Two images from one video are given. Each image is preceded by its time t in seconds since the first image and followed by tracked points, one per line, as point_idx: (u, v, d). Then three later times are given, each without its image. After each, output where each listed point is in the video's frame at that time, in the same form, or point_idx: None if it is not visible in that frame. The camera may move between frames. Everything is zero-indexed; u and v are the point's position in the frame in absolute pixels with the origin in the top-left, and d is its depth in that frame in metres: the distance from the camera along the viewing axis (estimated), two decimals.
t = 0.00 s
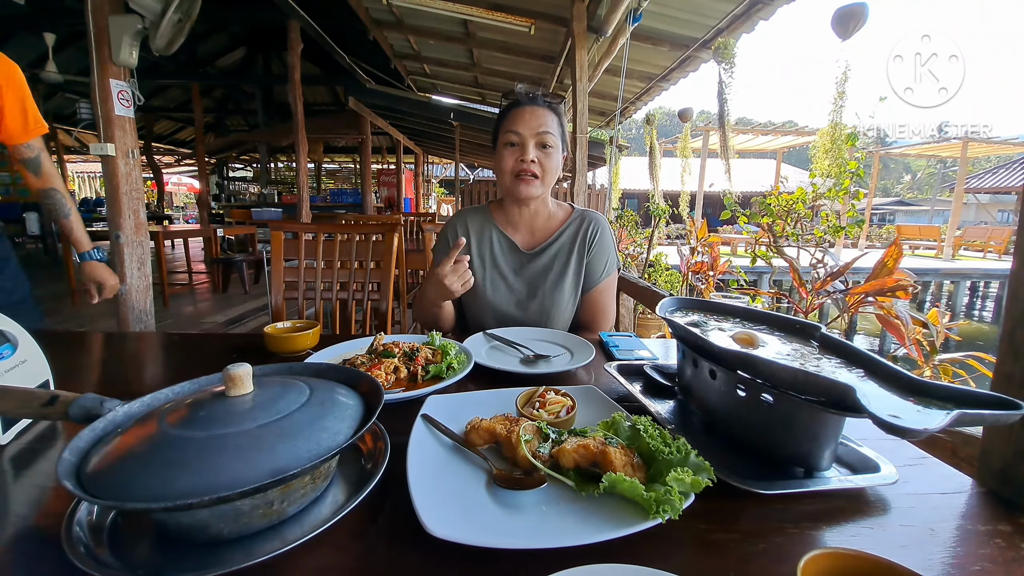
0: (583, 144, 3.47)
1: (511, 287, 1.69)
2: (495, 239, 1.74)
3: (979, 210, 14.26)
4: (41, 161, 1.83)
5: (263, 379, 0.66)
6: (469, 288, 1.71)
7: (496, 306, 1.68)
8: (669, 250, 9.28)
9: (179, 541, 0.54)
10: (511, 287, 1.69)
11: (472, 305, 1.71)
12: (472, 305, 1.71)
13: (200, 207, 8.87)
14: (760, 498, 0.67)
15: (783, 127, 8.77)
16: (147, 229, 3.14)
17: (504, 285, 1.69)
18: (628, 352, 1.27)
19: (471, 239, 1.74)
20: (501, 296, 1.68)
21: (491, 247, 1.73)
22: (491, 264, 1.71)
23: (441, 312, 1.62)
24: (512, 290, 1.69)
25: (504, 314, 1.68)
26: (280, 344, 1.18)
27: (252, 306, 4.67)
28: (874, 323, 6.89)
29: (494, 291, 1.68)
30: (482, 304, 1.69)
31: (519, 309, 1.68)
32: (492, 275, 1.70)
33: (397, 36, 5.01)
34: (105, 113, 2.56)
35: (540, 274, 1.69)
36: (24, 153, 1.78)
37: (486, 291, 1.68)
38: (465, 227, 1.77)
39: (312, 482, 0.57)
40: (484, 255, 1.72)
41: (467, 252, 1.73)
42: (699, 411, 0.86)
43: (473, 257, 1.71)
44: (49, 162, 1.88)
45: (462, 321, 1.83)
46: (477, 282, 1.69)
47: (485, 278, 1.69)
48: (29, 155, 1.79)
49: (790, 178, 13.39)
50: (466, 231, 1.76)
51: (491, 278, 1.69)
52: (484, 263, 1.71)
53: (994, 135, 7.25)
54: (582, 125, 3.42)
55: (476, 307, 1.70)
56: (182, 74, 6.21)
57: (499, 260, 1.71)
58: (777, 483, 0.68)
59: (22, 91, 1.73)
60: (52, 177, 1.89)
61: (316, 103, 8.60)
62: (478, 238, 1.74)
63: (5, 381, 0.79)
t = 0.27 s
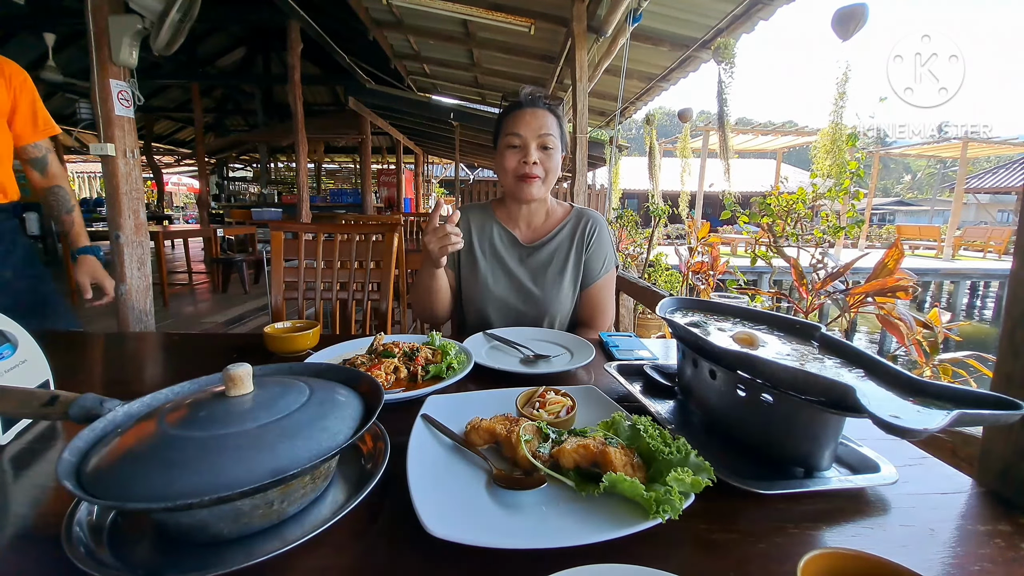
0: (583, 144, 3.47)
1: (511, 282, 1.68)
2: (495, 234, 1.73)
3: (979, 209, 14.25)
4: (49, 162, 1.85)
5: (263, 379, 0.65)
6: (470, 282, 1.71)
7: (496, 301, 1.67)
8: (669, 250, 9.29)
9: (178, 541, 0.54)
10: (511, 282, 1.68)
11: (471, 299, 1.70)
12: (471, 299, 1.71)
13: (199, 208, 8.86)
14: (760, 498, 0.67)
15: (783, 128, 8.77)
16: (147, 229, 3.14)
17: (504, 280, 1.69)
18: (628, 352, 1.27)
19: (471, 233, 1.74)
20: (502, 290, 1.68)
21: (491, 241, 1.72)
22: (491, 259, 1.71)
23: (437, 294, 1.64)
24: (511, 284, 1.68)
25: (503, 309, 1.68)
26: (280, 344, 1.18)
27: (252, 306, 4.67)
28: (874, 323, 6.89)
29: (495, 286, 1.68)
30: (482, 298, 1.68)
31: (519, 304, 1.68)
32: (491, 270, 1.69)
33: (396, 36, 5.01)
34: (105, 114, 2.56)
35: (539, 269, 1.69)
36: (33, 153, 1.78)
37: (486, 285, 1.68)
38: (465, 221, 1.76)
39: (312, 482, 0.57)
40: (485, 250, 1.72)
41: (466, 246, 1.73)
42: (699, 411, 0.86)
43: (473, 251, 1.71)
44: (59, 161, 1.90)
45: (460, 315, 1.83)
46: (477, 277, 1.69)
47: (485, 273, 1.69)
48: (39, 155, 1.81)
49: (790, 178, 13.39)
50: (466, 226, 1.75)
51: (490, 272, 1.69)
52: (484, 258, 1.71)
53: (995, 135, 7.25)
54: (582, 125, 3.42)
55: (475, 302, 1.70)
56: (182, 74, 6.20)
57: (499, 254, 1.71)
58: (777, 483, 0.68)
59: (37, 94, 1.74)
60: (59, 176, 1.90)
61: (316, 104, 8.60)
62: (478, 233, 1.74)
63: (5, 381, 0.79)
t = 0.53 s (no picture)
0: (583, 143, 3.46)
1: (512, 282, 1.68)
2: (495, 236, 1.73)
3: (979, 209, 14.25)
4: (26, 153, 1.76)
5: (263, 380, 0.65)
6: (470, 283, 1.70)
7: (497, 301, 1.67)
8: (669, 250, 9.29)
9: (178, 541, 0.54)
10: (512, 283, 1.68)
11: (472, 299, 1.70)
12: (471, 299, 1.71)
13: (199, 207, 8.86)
14: (759, 498, 0.67)
15: (783, 128, 8.77)
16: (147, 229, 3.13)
17: (505, 280, 1.68)
18: (628, 352, 1.27)
19: (470, 233, 1.74)
20: (502, 290, 1.68)
21: (490, 243, 1.72)
22: (492, 260, 1.70)
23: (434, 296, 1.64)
24: (512, 284, 1.68)
25: (504, 308, 1.68)
26: (280, 344, 1.18)
27: (252, 306, 4.67)
28: (874, 323, 6.89)
29: (496, 285, 1.67)
30: (483, 298, 1.68)
31: (520, 304, 1.68)
32: (490, 269, 1.69)
33: (397, 36, 5.01)
34: (105, 114, 2.56)
35: (538, 269, 1.68)
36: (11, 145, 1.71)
37: (487, 285, 1.68)
38: (464, 222, 1.77)
39: (312, 482, 0.57)
40: (485, 252, 1.72)
41: (465, 246, 1.73)
42: (699, 411, 0.86)
43: (475, 253, 1.71)
44: (37, 158, 1.81)
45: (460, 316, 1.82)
46: (478, 277, 1.69)
47: (484, 272, 1.69)
48: (15, 147, 1.73)
49: (790, 178, 13.40)
50: (465, 228, 1.75)
51: (489, 272, 1.69)
52: (485, 259, 1.70)
53: (995, 135, 7.25)
54: (582, 125, 3.42)
55: (474, 301, 1.70)
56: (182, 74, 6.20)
57: (498, 253, 1.70)
58: (777, 482, 0.68)
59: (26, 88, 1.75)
60: (32, 168, 1.78)
61: (316, 103, 8.60)
62: (478, 235, 1.74)
63: (5, 381, 0.79)
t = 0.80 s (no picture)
0: (583, 144, 3.46)
1: (512, 280, 1.68)
2: (493, 235, 1.73)
3: (979, 209, 14.26)
4: (16, 156, 1.76)
5: (263, 380, 0.65)
6: (471, 282, 1.70)
7: (498, 299, 1.67)
8: (669, 250, 9.29)
9: (178, 541, 0.54)
10: (512, 280, 1.68)
11: (472, 298, 1.70)
12: (472, 298, 1.71)
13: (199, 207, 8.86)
14: (760, 498, 0.67)
15: (783, 128, 8.77)
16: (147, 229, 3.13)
17: (505, 278, 1.68)
18: (629, 352, 1.26)
19: (469, 233, 1.74)
20: (503, 288, 1.68)
21: (489, 242, 1.72)
22: (491, 259, 1.70)
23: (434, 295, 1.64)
24: (512, 282, 1.68)
25: (505, 306, 1.68)
26: (280, 343, 1.18)
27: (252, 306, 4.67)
28: (874, 323, 6.89)
29: (496, 284, 1.67)
30: (483, 297, 1.68)
31: (521, 301, 1.68)
32: (491, 268, 1.69)
33: (397, 36, 5.01)
34: (105, 114, 2.56)
35: (539, 266, 1.68)
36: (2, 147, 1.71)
37: (487, 283, 1.68)
38: (463, 222, 1.77)
39: (312, 482, 0.57)
40: (484, 250, 1.71)
41: (465, 247, 1.73)
42: (698, 411, 0.86)
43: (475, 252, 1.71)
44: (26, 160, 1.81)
45: (461, 315, 1.82)
46: (478, 276, 1.69)
47: (485, 271, 1.69)
48: (5, 149, 1.73)
49: (790, 178, 13.40)
50: (464, 228, 1.75)
51: (490, 271, 1.69)
52: (484, 258, 1.70)
53: (995, 135, 7.25)
54: (582, 125, 3.42)
55: (476, 300, 1.70)
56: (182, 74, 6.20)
57: (498, 252, 1.71)
58: (777, 483, 0.68)
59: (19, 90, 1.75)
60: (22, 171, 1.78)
61: (316, 103, 8.60)
62: (477, 234, 1.74)
63: (5, 381, 0.79)
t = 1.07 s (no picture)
0: (583, 144, 3.46)
1: (509, 280, 1.69)
2: (490, 235, 1.73)
3: (979, 209, 14.25)
4: (17, 156, 1.75)
5: (263, 379, 0.66)
6: (468, 283, 1.71)
7: (496, 300, 1.68)
8: (668, 251, 9.29)
9: (178, 541, 0.54)
10: (509, 281, 1.68)
11: (470, 299, 1.71)
12: (469, 299, 1.72)
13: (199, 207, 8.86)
14: (760, 497, 0.67)
15: (783, 128, 8.77)
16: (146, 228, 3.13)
17: (502, 279, 1.69)
18: (628, 352, 1.26)
19: (464, 235, 1.73)
20: (500, 289, 1.68)
21: (486, 243, 1.72)
22: (487, 260, 1.70)
23: (432, 299, 1.64)
24: (510, 283, 1.69)
25: (503, 307, 1.69)
26: (280, 344, 1.18)
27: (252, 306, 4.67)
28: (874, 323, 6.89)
29: (493, 285, 1.68)
30: (481, 298, 1.69)
31: (518, 302, 1.69)
32: (488, 270, 1.69)
33: (396, 36, 5.01)
34: (104, 114, 2.56)
35: (535, 268, 1.68)
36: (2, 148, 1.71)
37: (485, 284, 1.68)
38: (458, 224, 1.76)
39: (312, 482, 0.57)
40: (481, 251, 1.71)
41: (462, 249, 1.73)
42: (698, 411, 0.86)
43: (471, 253, 1.71)
44: (27, 161, 1.81)
45: (460, 316, 1.83)
46: (476, 277, 1.69)
47: (483, 273, 1.69)
48: (5, 149, 1.72)
49: (789, 178, 13.40)
50: (460, 229, 1.75)
51: (488, 272, 1.69)
52: (481, 259, 1.70)
53: (994, 135, 7.25)
54: (582, 125, 3.41)
55: (474, 303, 1.70)
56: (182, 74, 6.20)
57: (494, 254, 1.70)
58: (777, 482, 0.68)
59: (21, 91, 1.74)
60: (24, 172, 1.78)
61: (316, 104, 8.60)
62: (473, 235, 1.73)
63: (5, 381, 0.79)
